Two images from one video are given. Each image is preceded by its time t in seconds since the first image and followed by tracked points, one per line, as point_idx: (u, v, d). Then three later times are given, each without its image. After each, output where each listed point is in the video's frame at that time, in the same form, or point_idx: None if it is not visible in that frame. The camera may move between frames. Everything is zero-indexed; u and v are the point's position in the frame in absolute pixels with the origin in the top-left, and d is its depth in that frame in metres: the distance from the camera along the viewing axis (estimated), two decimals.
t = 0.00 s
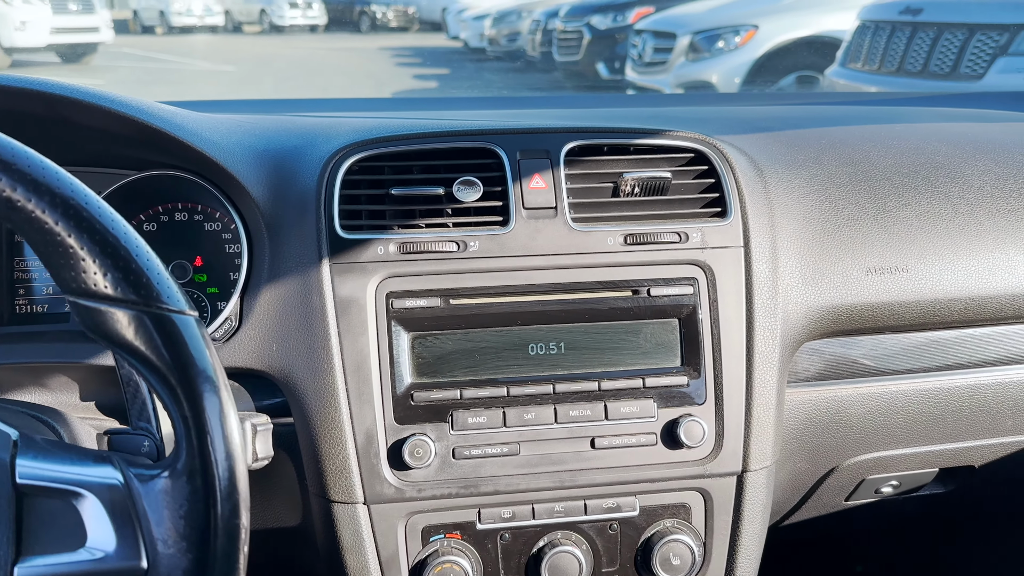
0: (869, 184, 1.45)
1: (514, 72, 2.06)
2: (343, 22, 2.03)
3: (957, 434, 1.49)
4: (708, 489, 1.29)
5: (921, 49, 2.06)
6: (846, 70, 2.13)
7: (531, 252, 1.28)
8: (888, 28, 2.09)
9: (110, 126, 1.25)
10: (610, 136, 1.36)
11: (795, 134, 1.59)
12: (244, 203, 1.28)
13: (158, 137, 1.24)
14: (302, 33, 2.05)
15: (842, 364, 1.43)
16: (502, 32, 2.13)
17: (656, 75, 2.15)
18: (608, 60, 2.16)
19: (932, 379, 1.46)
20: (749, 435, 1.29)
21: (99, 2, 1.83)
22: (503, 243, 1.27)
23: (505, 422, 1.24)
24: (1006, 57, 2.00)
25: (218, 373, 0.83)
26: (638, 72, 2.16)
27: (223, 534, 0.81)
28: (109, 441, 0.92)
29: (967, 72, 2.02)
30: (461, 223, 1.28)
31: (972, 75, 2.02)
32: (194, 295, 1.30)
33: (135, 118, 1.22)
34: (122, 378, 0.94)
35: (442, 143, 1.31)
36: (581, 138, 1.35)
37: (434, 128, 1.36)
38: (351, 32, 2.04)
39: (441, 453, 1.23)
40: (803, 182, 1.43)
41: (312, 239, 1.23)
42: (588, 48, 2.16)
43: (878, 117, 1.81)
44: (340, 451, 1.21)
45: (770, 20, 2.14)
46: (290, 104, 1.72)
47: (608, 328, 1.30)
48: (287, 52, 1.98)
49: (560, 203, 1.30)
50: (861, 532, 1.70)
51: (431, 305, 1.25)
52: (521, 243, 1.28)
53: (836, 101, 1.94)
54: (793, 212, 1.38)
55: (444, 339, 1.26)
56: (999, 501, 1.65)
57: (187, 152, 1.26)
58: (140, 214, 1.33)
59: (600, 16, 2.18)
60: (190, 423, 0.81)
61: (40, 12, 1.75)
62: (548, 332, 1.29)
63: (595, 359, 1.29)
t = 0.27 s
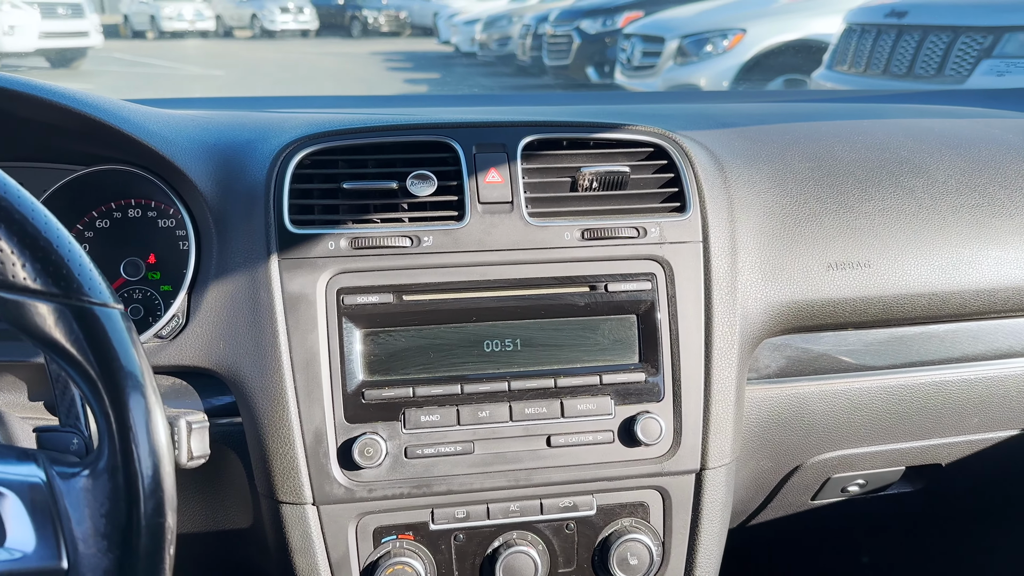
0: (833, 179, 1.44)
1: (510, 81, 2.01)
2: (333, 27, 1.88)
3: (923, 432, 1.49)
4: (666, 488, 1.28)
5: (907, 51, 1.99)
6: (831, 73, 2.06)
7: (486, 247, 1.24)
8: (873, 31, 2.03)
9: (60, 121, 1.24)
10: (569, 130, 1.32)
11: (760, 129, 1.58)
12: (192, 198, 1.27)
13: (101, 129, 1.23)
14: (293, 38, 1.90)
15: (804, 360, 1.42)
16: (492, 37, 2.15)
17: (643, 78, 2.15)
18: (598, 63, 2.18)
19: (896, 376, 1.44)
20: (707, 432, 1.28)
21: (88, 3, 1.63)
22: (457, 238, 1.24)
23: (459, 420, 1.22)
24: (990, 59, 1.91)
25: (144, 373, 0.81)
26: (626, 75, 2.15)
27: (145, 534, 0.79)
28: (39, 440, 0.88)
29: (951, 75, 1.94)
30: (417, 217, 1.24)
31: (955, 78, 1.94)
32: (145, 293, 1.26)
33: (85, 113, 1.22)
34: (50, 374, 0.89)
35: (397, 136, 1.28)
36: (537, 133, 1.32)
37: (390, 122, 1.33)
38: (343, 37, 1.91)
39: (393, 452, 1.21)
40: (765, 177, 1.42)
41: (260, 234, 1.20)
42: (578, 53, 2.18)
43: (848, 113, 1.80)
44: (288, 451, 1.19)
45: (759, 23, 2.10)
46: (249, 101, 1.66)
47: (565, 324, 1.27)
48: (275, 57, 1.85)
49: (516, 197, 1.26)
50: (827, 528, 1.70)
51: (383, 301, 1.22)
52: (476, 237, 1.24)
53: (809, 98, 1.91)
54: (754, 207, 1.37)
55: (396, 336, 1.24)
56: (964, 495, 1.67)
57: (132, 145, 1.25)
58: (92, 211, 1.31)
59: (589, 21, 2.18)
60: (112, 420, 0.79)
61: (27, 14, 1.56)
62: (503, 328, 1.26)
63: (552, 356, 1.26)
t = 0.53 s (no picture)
0: (810, 172, 1.43)
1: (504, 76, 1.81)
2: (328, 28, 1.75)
3: (901, 427, 1.49)
4: (639, 481, 1.29)
5: (898, 53, 1.98)
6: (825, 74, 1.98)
7: (458, 238, 1.22)
8: (865, 31, 1.98)
9: (28, 112, 1.23)
10: (543, 120, 1.29)
11: (738, 122, 1.57)
12: (158, 189, 1.25)
13: (65, 118, 1.23)
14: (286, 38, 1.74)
15: (778, 354, 1.42)
16: (489, 37, 1.89)
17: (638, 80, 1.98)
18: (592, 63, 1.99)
19: (875, 369, 1.44)
20: (680, 425, 1.27)
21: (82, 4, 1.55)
22: (428, 229, 1.21)
23: (429, 413, 1.20)
24: (981, 59, 1.92)
25: (96, 363, 0.80)
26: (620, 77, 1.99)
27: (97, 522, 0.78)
28: None
29: (943, 75, 1.96)
30: (388, 208, 1.21)
31: (948, 77, 1.96)
32: (116, 285, 1.25)
33: (52, 103, 1.22)
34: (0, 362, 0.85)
35: (368, 126, 1.25)
36: (509, 124, 1.28)
37: (360, 112, 1.30)
38: (339, 38, 1.76)
39: (361, 446, 1.19)
40: (741, 169, 1.41)
41: (226, 224, 1.19)
42: (575, 53, 1.96)
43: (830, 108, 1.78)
44: (254, 444, 1.18)
45: (756, 24, 1.98)
46: (224, 95, 1.60)
47: (537, 317, 1.25)
48: (270, 59, 1.69)
49: (488, 187, 1.23)
50: (807, 522, 1.71)
51: (351, 293, 1.20)
52: (447, 229, 1.21)
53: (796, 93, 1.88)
54: (731, 199, 1.36)
55: (366, 327, 1.22)
56: (941, 489, 1.69)
57: (97, 135, 1.24)
58: (63, 203, 1.30)
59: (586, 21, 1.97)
60: (59, 408, 0.77)
61: (22, 15, 1.49)
62: (475, 320, 1.24)
63: (524, 349, 1.24)
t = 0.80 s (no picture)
0: (800, 167, 1.42)
1: (502, 76, 1.76)
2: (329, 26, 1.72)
3: (892, 424, 1.49)
4: (627, 477, 1.29)
5: (898, 52, 1.95)
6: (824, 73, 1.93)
7: (447, 232, 1.21)
8: (865, 31, 1.95)
9: (17, 103, 1.23)
10: (533, 114, 1.28)
11: (731, 118, 1.57)
12: (145, 181, 1.25)
13: (53, 109, 1.22)
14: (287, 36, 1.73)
15: (767, 350, 1.42)
16: (490, 36, 1.84)
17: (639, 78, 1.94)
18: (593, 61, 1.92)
19: (868, 367, 1.44)
20: (669, 421, 1.27)
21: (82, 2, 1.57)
22: (416, 223, 1.20)
23: (416, 408, 1.20)
24: (980, 59, 1.92)
25: (77, 357, 0.79)
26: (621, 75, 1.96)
27: (76, 515, 0.77)
28: None
29: (943, 73, 1.94)
30: (377, 201, 1.20)
31: (948, 75, 1.94)
32: (105, 279, 1.23)
33: (40, 95, 1.21)
34: None
35: (357, 119, 1.24)
36: (498, 118, 1.26)
37: (349, 105, 1.29)
38: (339, 37, 1.71)
39: (348, 440, 1.19)
40: (732, 164, 1.40)
41: (213, 217, 1.18)
42: (575, 52, 1.90)
43: (824, 104, 1.77)
44: (240, 439, 1.17)
45: (757, 23, 1.92)
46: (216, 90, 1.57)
47: (527, 311, 1.24)
48: (268, 56, 1.67)
49: (477, 181, 1.22)
50: (797, 517, 1.71)
51: (339, 286, 1.19)
52: (436, 223, 1.20)
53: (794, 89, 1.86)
54: (721, 194, 1.35)
55: (354, 321, 1.21)
56: (931, 485, 1.70)
57: (85, 127, 1.24)
58: (52, 195, 1.29)
59: (586, 20, 1.93)
60: (38, 400, 0.76)
61: (22, 11, 1.49)
62: (464, 315, 1.23)
63: (512, 344, 1.23)
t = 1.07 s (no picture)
0: (803, 162, 1.42)
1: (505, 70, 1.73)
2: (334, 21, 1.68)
3: (894, 421, 1.49)
4: (627, 472, 1.28)
5: (905, 50, 1.94)
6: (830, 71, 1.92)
7: (447, 225, 1.20)
8: (872, 28, 1.92)
9: (18, 94, 1.22)
10: (535, 107, 1.27)
11: (734, 113, 1.56)
12: (146, 173, 1.25)
13: (53, 100, 1.22)
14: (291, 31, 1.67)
15: (769, 346, 1.41)
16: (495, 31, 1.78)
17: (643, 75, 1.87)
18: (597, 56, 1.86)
19: (870, 363, 1.43)
20: (669, 416, 1.27)
21: None
22: (417, 216, 1.19)
23: (415, 401, 1.19)
24: (987, 56, 1.92)
25: (74, 347, 0.79)
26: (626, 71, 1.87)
27: (70, 506, 0.77)
28: None
29: (950, 70, 1.93)
30: (377, 194, 1.20)
31: (955, 72, 1.94)
32: (105, 270, 1.24)
33: (42, 86, 1.20)
34: None
35: (358, 111, 1.23)
36: (501, 110, 1.26)
37: (350, 97, 1.28)
38: (343, 33, 1.69)
39: (347, 433, 1.19)
40: (735, 159, 1.40)
41: (213, 208, 1.18)
42: (579, 48, 1.85)
43: (829, 99, 1.76)
44: (239, 431, 1.17)
45: (762, 20, 1.88)
46: (219, 83, 1.57)
47: (527, 305, 1.24)
48: (273, 51, 1.65)
49: (478, 174, 1.21)
50: (798, 514, 1.71)
51: (338, 279, 1.19)
52: (437, 216, 1.20)
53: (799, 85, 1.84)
54: (724, 189, 1.35)
55: (354, 313, 1.20)
56: (933, 483, 1.70)
57: (85, 118, 1.24)
58: (53, 186, 1.28)
59: (591, 15, 1.85)
60: (35, 389, 0.76)
61: (29, 5, 1.50)
62: (464, 308, 1.22)
63: (512, 338, 1.23)
